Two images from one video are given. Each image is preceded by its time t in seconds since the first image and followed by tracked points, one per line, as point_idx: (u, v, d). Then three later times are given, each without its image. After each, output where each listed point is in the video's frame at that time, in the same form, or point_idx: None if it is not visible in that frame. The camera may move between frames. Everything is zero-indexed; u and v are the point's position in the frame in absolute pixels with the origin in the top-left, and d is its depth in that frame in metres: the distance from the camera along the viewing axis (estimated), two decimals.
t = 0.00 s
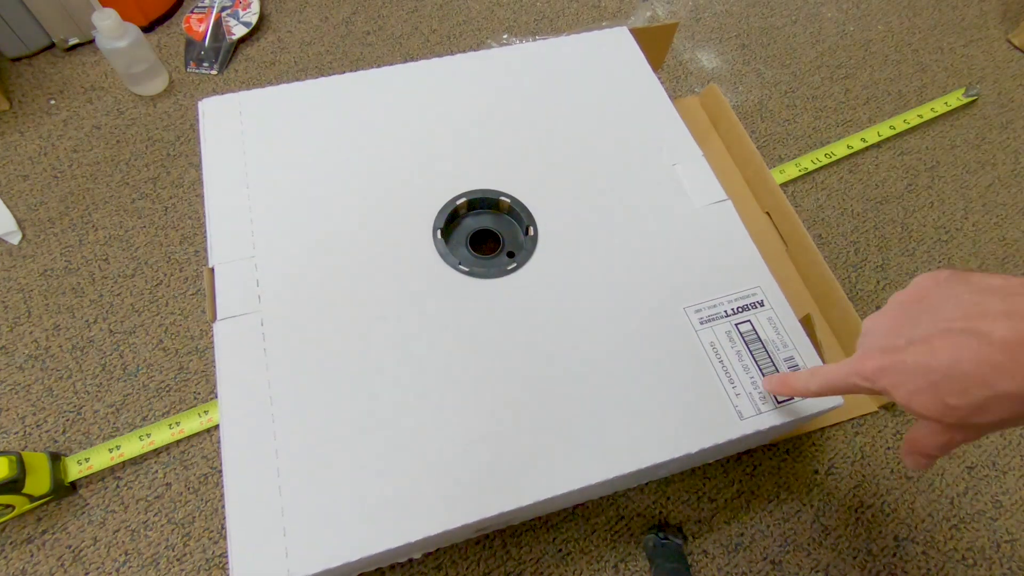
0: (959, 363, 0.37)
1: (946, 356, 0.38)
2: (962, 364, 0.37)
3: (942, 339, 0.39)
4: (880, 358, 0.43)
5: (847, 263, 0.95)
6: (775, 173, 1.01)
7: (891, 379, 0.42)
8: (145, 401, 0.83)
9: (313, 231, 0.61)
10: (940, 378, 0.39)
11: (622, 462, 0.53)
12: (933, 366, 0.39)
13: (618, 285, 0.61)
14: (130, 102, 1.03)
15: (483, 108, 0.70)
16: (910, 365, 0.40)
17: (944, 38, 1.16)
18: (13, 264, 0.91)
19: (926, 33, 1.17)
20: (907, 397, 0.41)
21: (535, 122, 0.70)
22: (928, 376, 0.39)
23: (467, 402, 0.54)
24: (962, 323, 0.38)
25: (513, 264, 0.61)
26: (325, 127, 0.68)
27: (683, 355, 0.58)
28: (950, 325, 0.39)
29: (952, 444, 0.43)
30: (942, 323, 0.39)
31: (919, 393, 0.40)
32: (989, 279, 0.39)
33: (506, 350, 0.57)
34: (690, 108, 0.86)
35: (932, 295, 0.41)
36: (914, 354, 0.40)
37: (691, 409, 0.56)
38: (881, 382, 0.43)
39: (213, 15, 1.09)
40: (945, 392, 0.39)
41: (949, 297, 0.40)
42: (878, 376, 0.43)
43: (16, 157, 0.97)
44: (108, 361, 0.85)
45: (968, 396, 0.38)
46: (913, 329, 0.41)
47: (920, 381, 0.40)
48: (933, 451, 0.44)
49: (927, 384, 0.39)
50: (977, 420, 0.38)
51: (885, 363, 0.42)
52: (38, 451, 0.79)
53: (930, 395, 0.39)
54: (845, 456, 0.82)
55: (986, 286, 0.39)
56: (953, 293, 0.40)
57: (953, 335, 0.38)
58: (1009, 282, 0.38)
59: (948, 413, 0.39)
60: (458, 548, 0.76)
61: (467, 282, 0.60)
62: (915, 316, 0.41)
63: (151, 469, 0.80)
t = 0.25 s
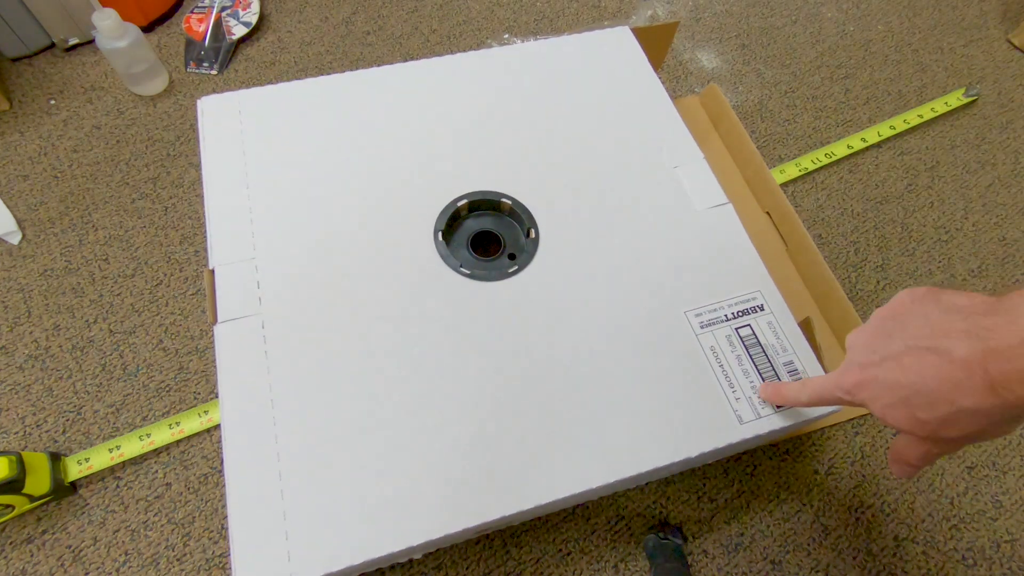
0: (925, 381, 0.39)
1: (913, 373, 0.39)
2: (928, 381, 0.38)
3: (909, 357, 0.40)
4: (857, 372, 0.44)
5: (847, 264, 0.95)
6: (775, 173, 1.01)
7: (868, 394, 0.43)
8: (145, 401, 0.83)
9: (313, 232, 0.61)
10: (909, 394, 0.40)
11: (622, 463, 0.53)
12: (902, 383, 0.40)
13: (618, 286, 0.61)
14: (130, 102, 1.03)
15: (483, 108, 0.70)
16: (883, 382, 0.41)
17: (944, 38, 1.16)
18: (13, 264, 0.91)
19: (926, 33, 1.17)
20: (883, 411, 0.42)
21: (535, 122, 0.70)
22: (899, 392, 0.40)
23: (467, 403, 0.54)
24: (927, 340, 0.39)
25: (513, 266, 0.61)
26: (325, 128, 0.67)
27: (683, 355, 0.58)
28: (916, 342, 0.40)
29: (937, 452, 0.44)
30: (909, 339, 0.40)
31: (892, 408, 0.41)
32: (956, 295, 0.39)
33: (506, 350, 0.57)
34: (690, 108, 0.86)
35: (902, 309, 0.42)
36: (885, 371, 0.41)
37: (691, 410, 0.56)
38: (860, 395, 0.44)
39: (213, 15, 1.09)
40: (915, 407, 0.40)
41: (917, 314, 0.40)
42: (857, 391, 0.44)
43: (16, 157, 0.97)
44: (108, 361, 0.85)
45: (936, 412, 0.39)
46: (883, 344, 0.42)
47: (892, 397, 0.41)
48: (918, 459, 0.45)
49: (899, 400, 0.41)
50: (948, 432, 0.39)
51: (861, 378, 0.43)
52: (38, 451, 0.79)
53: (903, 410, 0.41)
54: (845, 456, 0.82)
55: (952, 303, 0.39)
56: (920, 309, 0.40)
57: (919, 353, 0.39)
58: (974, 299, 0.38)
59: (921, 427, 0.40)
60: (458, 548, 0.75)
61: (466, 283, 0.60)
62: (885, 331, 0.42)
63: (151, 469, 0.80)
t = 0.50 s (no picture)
0: (916, 371, 0.38)
1: (905, 364, 0.39)
2: (918, 372, 0.38)
3: (901, 348, 0.40)
4: (853, 364, 0.44)
5: (847, 263, 0.95)
6: (775, 173, 1.01)
7: (863, 386, 0.43)
8: (145, 401, 0.83)
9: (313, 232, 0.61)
10: (901, 384, 0.40)
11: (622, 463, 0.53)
12: (893, 373, 0.40)
13: (618, 286, 0.61)
14: (130, 102, 1.03)
15: (483, 108, 0.70)
16: (877, 374, 0.41)
17: (944, 38, 1.16)
18: (13, 264, 0.91)
19: (926, 33, 1.17)
20: (877, 403, 0.42)
21: (535, 123, 0.70)
22: (891, 384, 0.40)
23: (467, 403, 0.54)
24: (918, 331, 0.39)
25: (513, 267, 0.61)
26: (325, 128, 0.67)
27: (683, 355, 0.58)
28: (908, 334, 0.40)
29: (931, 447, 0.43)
30: (902, 331, 0.40)
31: (884, 399, 0.41)
32: (954, 290, 0.39)
33: (506, 350, 0.57)
34: (690, 108, 0.86)
35: (900, 303, 0.41)
36: (880, 363, 0.41)
37: (691, 410, 0.56)
38: (855, 388, 0.44)
39: (213, 15, 1.09)
40: (906, 399, 0.40)
41: (913, 307, 0.40)
42: (852, 383, 0.44)
43: (16, 157, 0.97)
44: (108, 361, 0.85)
45: (926, 403, 0.39)
46: (878, 337, 0.42)
47: (885, 388, 0.41)
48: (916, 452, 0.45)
49: (891, 391, 0.40)
50: (940, 425, 0.39)
51: (857, 370, 0.43)
52: (38, 451, 0.79)
53: (895, 402, 0.40)
54: (845, 456, 0.82)
55: (948, 296, 0.39)
56: (916, 302, 0.40)
57: (911, 344, 0.39)
58: (970, 292, 0.38)
59: (912, 420, 0.40)
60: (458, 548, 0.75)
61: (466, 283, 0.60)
62: (881, 324, 0.42)
63: (152, 469, 0.80)
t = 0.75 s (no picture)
0: (913, 363, 0.39)
1: (903, 355, 0.39)
2: (916, 363, 0.39)
3: (900, 340, 0.40)
4: (853, 359, 0.44)
5: (847, 263, 0.95)
6: (775, 173, 1.01)
7: (862, 380, 0.43)
8: (145, 401, 0.83)
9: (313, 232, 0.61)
10: (899, 376, 0.40)
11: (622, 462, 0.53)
12: (892, 365, 0.40)
13: (618, 286, 0.61)
14: (130, 102, 1.03)
15: (483, 108, 0.70)
16: (876, 367, 0.41)
17: (944, 38, 1.16)
18: (13, 264, 0.91)
19: (926, 33, 1.17)
20: (875, 397, 0.42)
21: (535, 123, 0.70)
22: (888, 376, 0.40)
23: (467, 403, 0.54)
24: (918, 324, 0.39)
25: (513, 267, 0.61)
26: (325, 128, 0.67)
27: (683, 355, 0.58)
28: (907, 327, 0.40)
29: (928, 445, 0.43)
30: (902, 325, 0.40)
31: (882, 392, 0.41)
32: (957, 288, 0.40)
33: (506, 351, 0.57)
34: (690, 108, 0.86)
35: (903, 300, 0.42)
36: (879, 356, 0.41)
37: (691, 410, 0.56)
38: (854, 382, 0.44)
39: (213, 15, 1.09)
40: (903, 392, 0.40)
41: (915, 303, 0.41)
42: (851, 377, 0.44)
43: (16, 157, 0.97)
44: (108, 361, 0.85)
45: (923, 395, 0.39)
46: (879, 331, 0.42)
47: (883, 381, 0.41)
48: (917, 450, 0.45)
49: (888, 385, 0.41)
50: (935, 418, 0.39)
51: (856, 364, 0.43)
52: (38, 451, 0.79)
53: (893, 395, 0.40)
54: (845, 456, 0.82)
55: (951, 292, 0.39)
56: (919, 298, 0.41)
57: (910, 336, 0.39)
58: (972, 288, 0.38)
59: (909, 413, 0.40)
60: (458, 548, 0.75)
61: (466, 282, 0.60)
62: (883, 319, 0.42)
63: (152, 469, 0.80)
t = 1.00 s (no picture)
0: (921, 340, 0.40)
1: (910, 334, 0.40)
2: (923, 340, 0.40)
3: (910, 322, 0.41)
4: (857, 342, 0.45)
5: (847, 263, 0.95)
6: (775, 173, 1.01)
7: (861, 360, 0.43)
8: (145, 401, 0.83)
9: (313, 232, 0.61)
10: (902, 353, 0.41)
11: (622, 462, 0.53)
12: (897, 342, 0.41)
13: (618, 286, 0.61)
14: (130, 102, 1.03)
15: (483, 108, 0.70)
16: (879, 345, 0.42)
17: (944, 38, 1.16)
18: (13, 264, 0.91)
19: (926, 33, 1.17)
20: (872, 376, 0.42)
21: (535, 122, 0.70)
22: (891, 354, 0.41)
23: (467, 403, 0.54)
24: (929, 311, 0.41)
25: (513, 267, 0.61)
26: (325, 128, 0.67)
27: (683, 355, 0.58)
28: (918, 313, 0.41)
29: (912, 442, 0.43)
30: (912, 313, 0.42)
31: (880, 370, 0.42)
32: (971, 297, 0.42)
33: (506, 351, 0.57)
34: (690, 108, 0.86)
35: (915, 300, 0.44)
36: (884, 336, 0.42)
37: (691, 411, 0.56)
38: (853, 363, 0.44)
39: (213, 15, 1.09)
40: (904, 368, 0.40)
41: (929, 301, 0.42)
42: (850, 358, 0.44)
43: (16, 158, 0.97)
44: (108, 361, 0.85)
45: (923, 372, 0.39)
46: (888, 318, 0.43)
47: (884, 358, 0.42)
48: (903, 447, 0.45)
49: (890, 362, 0.41)
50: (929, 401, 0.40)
51: (858, 347, 0.44)
52: (38, 451, 0.79)
53: (892, 373, 0.41)
54: (845, 456, 0.82)
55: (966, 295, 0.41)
56: (931, 298, 0.43)
57: (920, 319, 0.41)
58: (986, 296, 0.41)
59: (905, 392, 0.40)
60: (458, 548, 0.75)
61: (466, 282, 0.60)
62: (892, 311, 0.44)
63: (151, 468, 0.80)
